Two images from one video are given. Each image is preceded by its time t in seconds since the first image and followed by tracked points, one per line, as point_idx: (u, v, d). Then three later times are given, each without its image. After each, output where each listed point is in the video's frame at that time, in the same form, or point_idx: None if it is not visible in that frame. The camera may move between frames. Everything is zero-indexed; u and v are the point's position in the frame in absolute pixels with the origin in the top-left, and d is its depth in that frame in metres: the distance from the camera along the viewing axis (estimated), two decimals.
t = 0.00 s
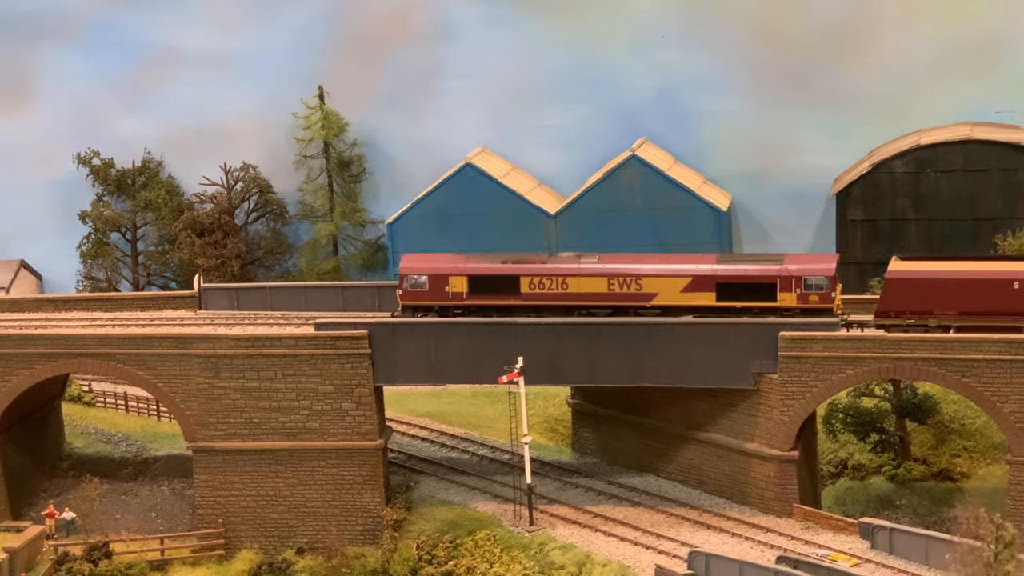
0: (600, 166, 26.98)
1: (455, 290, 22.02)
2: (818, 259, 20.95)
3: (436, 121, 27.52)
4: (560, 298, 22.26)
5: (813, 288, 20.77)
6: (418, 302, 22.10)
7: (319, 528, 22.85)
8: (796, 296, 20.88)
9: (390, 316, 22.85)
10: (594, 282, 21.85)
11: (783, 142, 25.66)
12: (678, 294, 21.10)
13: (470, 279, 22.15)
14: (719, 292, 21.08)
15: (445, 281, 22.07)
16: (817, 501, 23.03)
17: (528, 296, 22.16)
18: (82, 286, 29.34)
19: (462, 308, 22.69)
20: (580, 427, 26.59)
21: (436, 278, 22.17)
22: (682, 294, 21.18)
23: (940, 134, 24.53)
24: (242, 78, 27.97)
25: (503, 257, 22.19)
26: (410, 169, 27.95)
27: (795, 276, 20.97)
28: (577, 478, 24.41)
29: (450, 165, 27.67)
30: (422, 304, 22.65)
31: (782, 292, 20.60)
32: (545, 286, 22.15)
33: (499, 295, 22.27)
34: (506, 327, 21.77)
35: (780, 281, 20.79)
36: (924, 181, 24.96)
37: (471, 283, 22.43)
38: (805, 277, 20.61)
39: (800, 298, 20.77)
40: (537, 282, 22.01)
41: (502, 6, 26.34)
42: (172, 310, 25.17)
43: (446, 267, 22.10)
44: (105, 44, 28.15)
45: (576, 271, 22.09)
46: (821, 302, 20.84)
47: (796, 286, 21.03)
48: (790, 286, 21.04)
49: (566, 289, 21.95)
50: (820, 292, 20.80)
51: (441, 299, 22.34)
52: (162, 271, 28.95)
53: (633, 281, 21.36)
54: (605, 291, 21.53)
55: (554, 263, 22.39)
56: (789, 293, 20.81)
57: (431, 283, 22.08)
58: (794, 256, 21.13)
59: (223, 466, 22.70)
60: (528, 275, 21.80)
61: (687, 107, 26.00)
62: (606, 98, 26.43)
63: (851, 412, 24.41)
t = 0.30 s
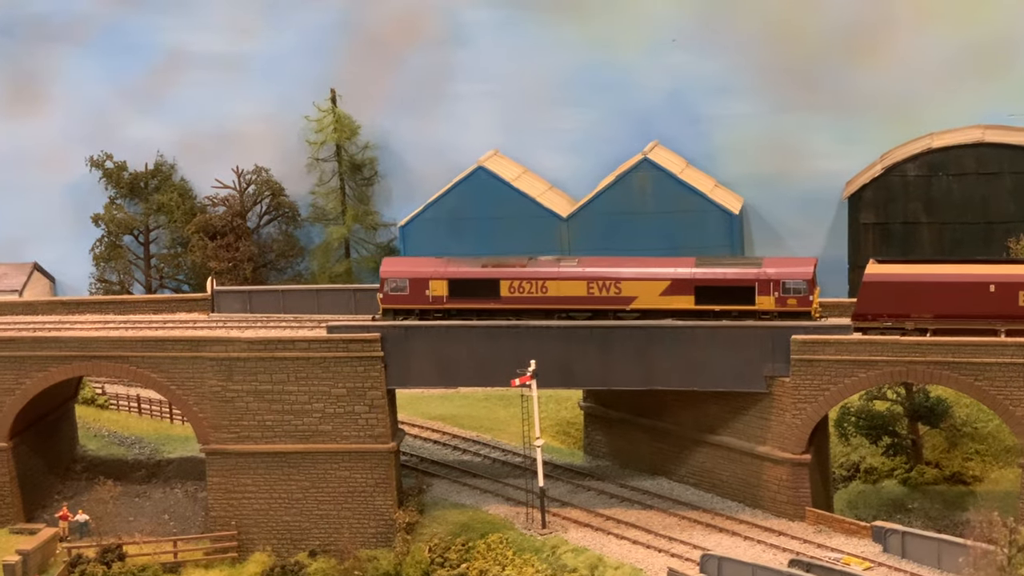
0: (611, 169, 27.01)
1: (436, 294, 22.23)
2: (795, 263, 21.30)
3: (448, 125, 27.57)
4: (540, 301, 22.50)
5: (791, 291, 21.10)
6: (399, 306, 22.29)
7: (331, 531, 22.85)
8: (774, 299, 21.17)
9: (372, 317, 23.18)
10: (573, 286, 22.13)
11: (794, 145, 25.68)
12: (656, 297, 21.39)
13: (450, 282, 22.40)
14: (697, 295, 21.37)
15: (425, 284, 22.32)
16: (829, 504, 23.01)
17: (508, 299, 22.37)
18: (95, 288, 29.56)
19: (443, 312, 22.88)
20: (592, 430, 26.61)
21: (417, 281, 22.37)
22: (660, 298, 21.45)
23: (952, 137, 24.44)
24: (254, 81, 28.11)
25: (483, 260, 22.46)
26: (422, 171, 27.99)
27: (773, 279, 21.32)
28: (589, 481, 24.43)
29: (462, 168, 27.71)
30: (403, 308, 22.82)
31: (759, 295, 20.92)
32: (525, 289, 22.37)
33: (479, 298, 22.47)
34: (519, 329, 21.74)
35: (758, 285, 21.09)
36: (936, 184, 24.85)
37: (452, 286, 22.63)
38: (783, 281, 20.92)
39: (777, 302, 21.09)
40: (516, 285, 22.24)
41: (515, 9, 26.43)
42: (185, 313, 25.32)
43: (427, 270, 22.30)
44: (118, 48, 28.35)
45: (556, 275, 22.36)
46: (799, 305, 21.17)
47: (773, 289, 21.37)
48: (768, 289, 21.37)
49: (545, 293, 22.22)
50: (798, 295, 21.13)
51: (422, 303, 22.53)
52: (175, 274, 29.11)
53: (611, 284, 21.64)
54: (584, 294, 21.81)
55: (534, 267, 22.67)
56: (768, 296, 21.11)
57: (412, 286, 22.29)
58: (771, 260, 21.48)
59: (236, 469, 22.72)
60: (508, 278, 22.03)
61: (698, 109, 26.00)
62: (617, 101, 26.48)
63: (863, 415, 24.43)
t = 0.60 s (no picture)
0: (621, 166, 27.01)
1: (414, 290, 22.17)
2: (773, 260, 21.27)
3: (458, 123, 27.64)
4: (519, 298, 22.40)
5: (769, 287, 21.05)
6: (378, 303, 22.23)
7: (341, 527, 22.78)
8: (752, 295, 21.12)
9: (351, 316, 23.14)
10: (552, 282, 22.03)
11: (803, 142, 25.71)
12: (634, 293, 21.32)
13: (429, 278, 22.32)
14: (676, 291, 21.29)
15: (404, 281, 22.25)
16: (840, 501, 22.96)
17: (487, 296, 22.27)
18: (105, 285, 29.69)
19: (423, 308, 22.81)
20: (602, 427, 26.61)
21: (396, 278, 22.31)
22: (639, 294, 21.37)
23: (961, 133, 24.03)
24: (263, 80, 28.19)
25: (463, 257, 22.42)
26: (431, 169, 28.01)
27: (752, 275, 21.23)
28: (598, 477, 24.41)
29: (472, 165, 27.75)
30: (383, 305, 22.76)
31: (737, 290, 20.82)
32: (504, 286, 22.28)
33: (459, 295, 22.38)
34: (528, 326, 21.68)
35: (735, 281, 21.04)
36: (946, 180, 24.29)
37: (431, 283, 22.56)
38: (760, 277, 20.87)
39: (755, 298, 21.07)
40: (495, 282, 22.15)
41: (524, 7, 26.51)
42: (195, 310, 25.40)
43: (405, 267, 22.24)
44: (128, 46, 28.47)
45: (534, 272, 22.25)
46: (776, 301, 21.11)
47: (751, 286, 21.26)
48: (745, 286, 21.25)
49: (523, 289, 22.08)
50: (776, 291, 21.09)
51: (402, 300, 22.46)
52: (185, 271, 29.32)
53: (589, 281, 21.58)
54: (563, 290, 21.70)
55: (512, 264, 22.59)
56: (744, 292, 21.08)
57: (390, 283, 22.22)
58: (749, 257, 21.44)
59: (246, 465, 22.68)
60: (486, 274, 21.95)
61: (708, 106, 26.05)
62: (627, 98, 26.52)
63: (873, 411, 24.47)
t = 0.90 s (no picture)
0: (630, 163, 27.03)
1: (394, 287, 22.26)
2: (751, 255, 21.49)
3: (468, 120, 27.67)
4: (498, 295, 22.50)
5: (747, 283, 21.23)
6: (358, 300, 22.30)
7: (350, 524, 22.70)
8: (731, 292, 21.26)
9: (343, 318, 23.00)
10: (530, 279, 22.15)
11: (813, 138, 25.68)
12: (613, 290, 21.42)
13: (409, 275, 22.45)
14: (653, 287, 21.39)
15: (384, 278, 22.34)
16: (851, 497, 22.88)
17: (466, 293, 22.37)
18: (115, 283, 29.82)
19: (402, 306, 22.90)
20: (612, 424, 26.62)
21: (376, 275, 22.40)
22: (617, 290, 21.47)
23: (973, 129, 24.04)
24: (274, 77, 28.27)
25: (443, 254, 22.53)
26: (441, 166, 28.06)
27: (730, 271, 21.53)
28: (608, 474, 24.38)
29: (481, 162, 27.77)
30: (363, 302, 22.83)
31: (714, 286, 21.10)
32: (484, 283, 22.38)
33: (438, 292, 22.48)
34: (537, 323, 21.61)
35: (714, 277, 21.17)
36: (957, 176, 24.33)
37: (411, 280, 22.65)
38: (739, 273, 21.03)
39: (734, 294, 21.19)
40: (475, 279, 22.25)
41: (534, 3, 26.52)
42: (205, 307, 25.47)
43: (385, 264, 22.33)
44: (140, 43, 28.56)
45: (515, 268, 22.45)
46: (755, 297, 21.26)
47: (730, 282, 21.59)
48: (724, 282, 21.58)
49: (503, 286, 22.19)
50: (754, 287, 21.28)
51: (381, 297, 22.54)
52: (195, 269, 29.44)
53: (568, 277, 21.69)
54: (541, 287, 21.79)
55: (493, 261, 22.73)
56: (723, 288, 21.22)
57: (370, 280, 22.30)
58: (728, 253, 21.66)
59: (256, 462, 22.62)
60: (466, 271, 22.05)
61: (718, 103, 26.06)
62: (637, 95, 26.52)
63: (883, 408, 24.47)
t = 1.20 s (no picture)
0: (637, 160, 27.04)
1: (369, 284, 22.53)
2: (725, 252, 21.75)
3: (475, 117, 27.70)
4: (473, 292, 22.76)
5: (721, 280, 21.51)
6: (334, 297, 22.56)
7: (356, 520, 22.72)
8: (704, 288, 21.53)
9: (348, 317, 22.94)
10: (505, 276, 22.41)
11: (820, 135, 25.67)
12: (586, 286, 21.70)
13: (384, 272, 22.71)
14: (626, 284, 21.62)
15: (360, 275, 22.60)
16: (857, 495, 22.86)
17: (441, 289, 22.63)
18: (122, 280, 29.91)
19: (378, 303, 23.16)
20: (617, 421, 26.63)
21: (351, 273, 22.66)
22: (590, 287, 21.74)
23: (981, 126, 24.05)
24: (280, 74, 28.33)
25: (417, 252, 22.76)
26: (447, 163, 28.10)
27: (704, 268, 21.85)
28: (614, 471, 24.39)
29: (488, 159, 27.81)
30: (340, 299, 23.08)
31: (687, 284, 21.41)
32: (459, 280, 22.63)
33: (413, 289, 22.74)
34: (543, 319, 21.58)
35: (687, 274, 21.43)
36: (964, 173, 24.37)
37: (386, 278, 22.91)
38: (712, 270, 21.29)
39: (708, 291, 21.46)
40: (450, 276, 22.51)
41: None
42: (212, 304, 25.58)
43: (360, 261, 22.59)
44: (146, 40, 28.63)
45: (510, 265, 22.52)
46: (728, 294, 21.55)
47: (704, 278, 21.94)
48: (698, 278, 21.92)
49: (477, 283, 22.44)
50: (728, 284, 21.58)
51: (357, 294, 22.81)
52: (202, 266, 29.49)
53: (542, 274, 21.96)
54: (514, 285, 22.05)
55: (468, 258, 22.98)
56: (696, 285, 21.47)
57: (346, 277, 22.56)
58: (701, 250, 21.90)
59: (262, 459, 22.66)
60: (441, 268, 22.32)
61: (724, 99, 26.07)
62: (644, 92, 26.51)
63: (889, 405, 24.47)
